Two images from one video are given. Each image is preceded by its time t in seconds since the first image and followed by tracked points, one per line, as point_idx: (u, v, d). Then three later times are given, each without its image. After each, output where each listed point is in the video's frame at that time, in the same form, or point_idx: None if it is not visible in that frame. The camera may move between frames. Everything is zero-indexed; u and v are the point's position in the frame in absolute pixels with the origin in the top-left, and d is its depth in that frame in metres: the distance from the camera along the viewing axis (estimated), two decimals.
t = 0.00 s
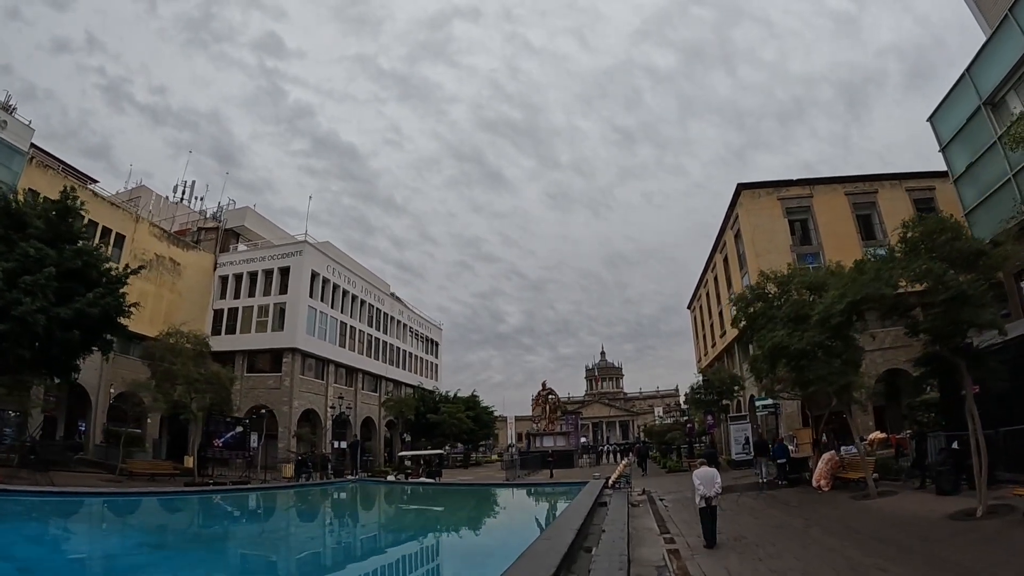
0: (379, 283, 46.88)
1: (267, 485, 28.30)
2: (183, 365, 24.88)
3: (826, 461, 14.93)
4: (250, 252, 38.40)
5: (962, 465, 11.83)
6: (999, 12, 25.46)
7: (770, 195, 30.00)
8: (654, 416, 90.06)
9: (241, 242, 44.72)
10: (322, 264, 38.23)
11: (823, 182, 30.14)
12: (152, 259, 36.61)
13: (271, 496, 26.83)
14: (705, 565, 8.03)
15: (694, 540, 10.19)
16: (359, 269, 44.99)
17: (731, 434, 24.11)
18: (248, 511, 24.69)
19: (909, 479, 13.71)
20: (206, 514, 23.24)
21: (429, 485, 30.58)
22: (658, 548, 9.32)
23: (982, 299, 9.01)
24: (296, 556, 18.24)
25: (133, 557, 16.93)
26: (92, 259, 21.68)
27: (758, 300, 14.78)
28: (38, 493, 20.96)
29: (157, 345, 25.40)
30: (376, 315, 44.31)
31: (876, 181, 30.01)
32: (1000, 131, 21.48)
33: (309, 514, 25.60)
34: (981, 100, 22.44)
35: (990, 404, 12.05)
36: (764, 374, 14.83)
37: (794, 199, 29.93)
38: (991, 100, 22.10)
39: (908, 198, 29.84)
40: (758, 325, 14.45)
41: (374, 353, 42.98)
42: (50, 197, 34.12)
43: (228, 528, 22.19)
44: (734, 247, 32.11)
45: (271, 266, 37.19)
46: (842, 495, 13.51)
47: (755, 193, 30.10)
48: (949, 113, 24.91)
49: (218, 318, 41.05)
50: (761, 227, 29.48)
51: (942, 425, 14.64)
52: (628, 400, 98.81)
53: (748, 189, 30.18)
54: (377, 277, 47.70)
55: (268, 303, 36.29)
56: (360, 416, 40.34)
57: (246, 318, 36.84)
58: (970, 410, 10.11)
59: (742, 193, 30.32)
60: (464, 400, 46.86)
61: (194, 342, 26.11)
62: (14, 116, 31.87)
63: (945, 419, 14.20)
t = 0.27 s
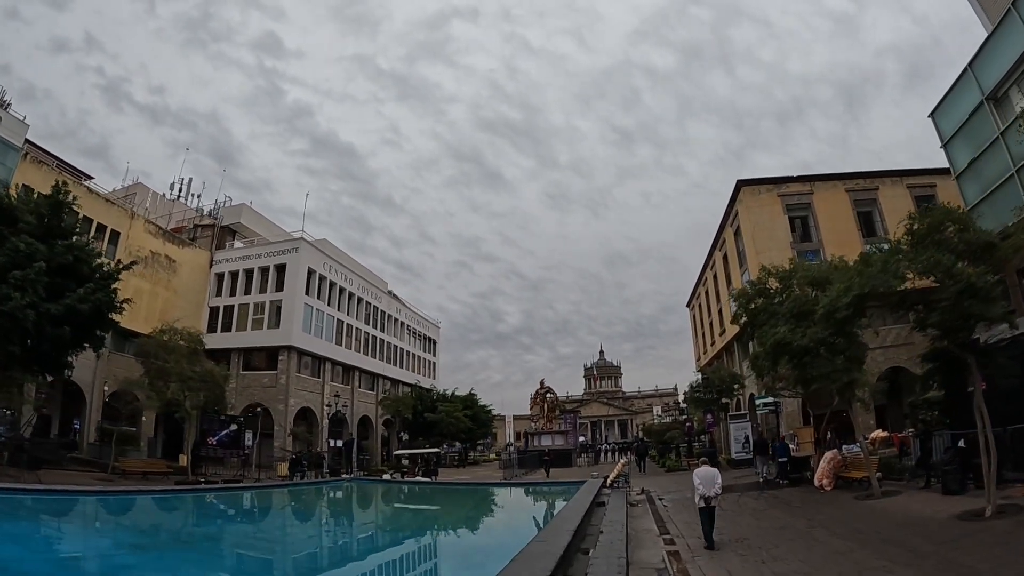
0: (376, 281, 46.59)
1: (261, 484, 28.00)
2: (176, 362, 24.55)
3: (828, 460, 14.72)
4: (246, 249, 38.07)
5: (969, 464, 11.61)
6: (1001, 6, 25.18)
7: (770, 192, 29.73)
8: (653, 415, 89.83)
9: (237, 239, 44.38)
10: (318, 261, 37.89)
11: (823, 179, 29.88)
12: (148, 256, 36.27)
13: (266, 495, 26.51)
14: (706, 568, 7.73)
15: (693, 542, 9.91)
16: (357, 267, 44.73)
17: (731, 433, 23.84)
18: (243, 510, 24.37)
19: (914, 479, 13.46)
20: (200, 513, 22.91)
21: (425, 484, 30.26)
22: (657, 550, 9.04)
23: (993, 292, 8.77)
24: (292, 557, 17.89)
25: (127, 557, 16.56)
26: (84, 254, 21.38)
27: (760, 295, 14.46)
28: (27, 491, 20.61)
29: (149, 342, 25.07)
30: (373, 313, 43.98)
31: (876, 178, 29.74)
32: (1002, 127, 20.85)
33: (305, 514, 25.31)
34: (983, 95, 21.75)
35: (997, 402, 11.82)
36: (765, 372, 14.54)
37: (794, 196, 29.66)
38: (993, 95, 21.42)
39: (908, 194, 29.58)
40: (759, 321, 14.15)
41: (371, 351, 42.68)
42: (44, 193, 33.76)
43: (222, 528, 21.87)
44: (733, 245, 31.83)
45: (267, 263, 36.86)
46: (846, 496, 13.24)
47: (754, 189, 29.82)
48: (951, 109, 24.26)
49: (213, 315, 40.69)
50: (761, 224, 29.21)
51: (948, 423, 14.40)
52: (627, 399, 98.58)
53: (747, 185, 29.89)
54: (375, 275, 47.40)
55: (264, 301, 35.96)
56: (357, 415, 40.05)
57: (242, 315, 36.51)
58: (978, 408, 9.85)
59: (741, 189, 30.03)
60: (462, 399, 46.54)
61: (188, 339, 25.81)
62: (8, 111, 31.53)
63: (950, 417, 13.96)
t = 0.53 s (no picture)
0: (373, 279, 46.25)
1: (256, 484, 27.65)
2: (168, 361, 24.15)
3: (831, 461, 14.46)
4: (241, 247, 37.67)
5: (977, 465, 11.32)
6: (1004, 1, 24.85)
7: (770, 189, 29.41)
8: (651, 415, 89.54)
9: (233, 237, 43.99)
10: (314, 259, 37.53)
11: (824, 176, 29.58)
12: (142, 254, 35.88)
13: (260, 496, 26.12)
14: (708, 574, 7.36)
15: (693, 546, 9.55)
16: (354, 265, 44.38)
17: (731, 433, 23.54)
18: (236, 510, 23.99)
19: (920, 480, 13.18)
20: (193, 514, 22.52)
21: (421, 484, 29.94)
22: (656, 556, 8.68)
23: (1005, 287, 8.48)
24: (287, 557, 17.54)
25: (117, 557, 16.15)
26: (73, 251, 21.01)
27: (761, 292, 14.11)
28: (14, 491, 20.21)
29: (140, 341, 24.67)
30: (369, 312, 43.62)
31: (878, 175, 29.44)
32: (1006, 123, 20.10)
33: (301, 514, 24.97)
34: (987, 90, 21.04)
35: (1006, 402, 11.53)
36: (767, 371, 14.22)
37: (795, 193, 29.34)
38: (997, 90, 20.72)
39: (910, 192, 29.30)
40: (761, 319, 13.80)
41: (367, 350, 42.32)
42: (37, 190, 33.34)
43: (215, 528, 21.47)
44: (733, 243, 31.52)
45: (262, 261, 36.46)
46: (850, 498, 12.92)
47: (754, 187, 29.52)
48: (954, 105, 23.54)
49: (208, 314, 40.26)
50: (761, 221, 28.89)
51: (953, 422, 14.11)
52: (626, 398, 98.27)
53: (747, 182, 29.58)
54: (371, 273, 47.05)
55: (259, 299, 35.57)
56: (353, 414, 39.69)
57: (237, 314, 36.12)
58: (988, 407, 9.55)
59: (741, 186, 29.70)
60: (460, 398, 46.17)
61: (180, 337, 25.41)
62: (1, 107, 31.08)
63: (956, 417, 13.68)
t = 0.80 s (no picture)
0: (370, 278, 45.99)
1: (250, 483, 27.29)
2: (159, 358, 23.73)
3: (833, 461, 14.19)
4: (236, 244, 37.26)
5: (984, 465, 11.03)
6: None
7: (770, 186, 29.10)
8: (649, 414, 89.24)
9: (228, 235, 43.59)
10: (309, 256, 37.16)
11: (824, 173, 29.29)
12: (136, 251, 35.48)
13: (253, 496, 25.71)
14: None
15: (692, 549, 9.16)
16: (349, 263, 44.02)
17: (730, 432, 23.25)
18: (229, 510, 23.57)
19: (925, 481, 12.90)
20: (184, 514, 22.11)
21: (417, 484, 29.63)
22: (654, 559, 8.33)
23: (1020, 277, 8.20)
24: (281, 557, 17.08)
25: (111, 557, 15.82)
26: (62, 246, 20.62)
27: (761, 287, 13.79)
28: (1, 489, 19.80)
29: (131, 338, 24.24)
30: (365, 310, 43.27)
31: (878, 172, 29.16)
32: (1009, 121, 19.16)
33: (296, 514, 24.61)
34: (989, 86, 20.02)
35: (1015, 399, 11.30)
36: (768, 369, 13.89)
37: (795, 190, 29.04)
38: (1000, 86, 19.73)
39: (910, 189, 29.03)
40: (762, 315, 13.47)
41: (363, 349, 41.98)
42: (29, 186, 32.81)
43: (207, 528, 21.06)
44: (732, 240, 31.20)
45: (257, 258, 36.06)
46: (854, 498, 12.60)
47: (754, 183, 29.21)
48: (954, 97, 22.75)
49: (203, 311, 39.82)
50: (761, 218, 28.59)
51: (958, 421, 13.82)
52: (624, 397, 98.01)
53: (747, 179, 29.25)
54: (368, 272, 46.76)
55: (253, 297, 35.18)
56: (349, 413, 39.35)
57: (231, 312, 35.72)
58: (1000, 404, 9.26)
59: (740, 183, 29.37)
60: (456, 397, 45.80)
61: (172, 334, 25.01)
62: None
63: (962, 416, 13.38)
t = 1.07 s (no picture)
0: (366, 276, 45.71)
1: (243, 482, 26.92)
2: (151, 355, 23.32)
3: (836, 460, 13.91)
4: (231, 241, 36.88)
5: (993, 464, 10.73)
6: None
7: (770, 182, 28.78)
8: (648, 414, 88.93)
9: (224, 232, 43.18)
10: (305, 253, 36.79)
11: (824, 169, 28.98)
12: (130, 248, 35.09)
13: (247, 495, 25.33)
14: None
15: (692, 553, 8.74)
16: (346, 260, 43.67)
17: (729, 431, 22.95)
18: (222, 510, 23.18)
19: (931, 481, 12.65)
20: (176, 513, 21.73)
21: (413, 483, 29.28)
22: (653, 562, 8.01)
23: None
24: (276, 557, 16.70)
25: (101, 557, 15.38)
26: (51, 240, 20.23)
27: (762, 283, 13.45)
28: None
29: (122, 335, 23.81)
30: (362, 308, 42.91)
31: (878, 169, 28.88)
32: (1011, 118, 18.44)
33: (291, 513, 24.25)
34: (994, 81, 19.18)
35: None
36: (769, 367, 13.57)
37: (795, 187, 28.73)
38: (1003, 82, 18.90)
39: (911, 187, 28.74)
40: (763, 311, 13.13)
41: (360, 347, 41.65)
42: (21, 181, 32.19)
43: (200, 528, 20.68)
44: (731, 238, 30.88)
45: (252, 255, 35.67)
46: (858, 499, 12.29)
47: (754, 180, 28.88)
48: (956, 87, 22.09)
49: (198, 309, 39.41)
50: (761, 215, 28.27)
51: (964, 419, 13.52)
52: (622, 397, 97.74)
53: (747, 176, 28.92)
54: (365, 270, 46.45)
55: (248, 294, 34.79)
56: (345, 412, 39.03)
57: (226, 309, 35.33)
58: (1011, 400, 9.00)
59: (740, 179, 29.03)
60: (453, 396, 45.44)
61: (164, 332, 24.59)
62: None
63: (969, 414, 13.07)
